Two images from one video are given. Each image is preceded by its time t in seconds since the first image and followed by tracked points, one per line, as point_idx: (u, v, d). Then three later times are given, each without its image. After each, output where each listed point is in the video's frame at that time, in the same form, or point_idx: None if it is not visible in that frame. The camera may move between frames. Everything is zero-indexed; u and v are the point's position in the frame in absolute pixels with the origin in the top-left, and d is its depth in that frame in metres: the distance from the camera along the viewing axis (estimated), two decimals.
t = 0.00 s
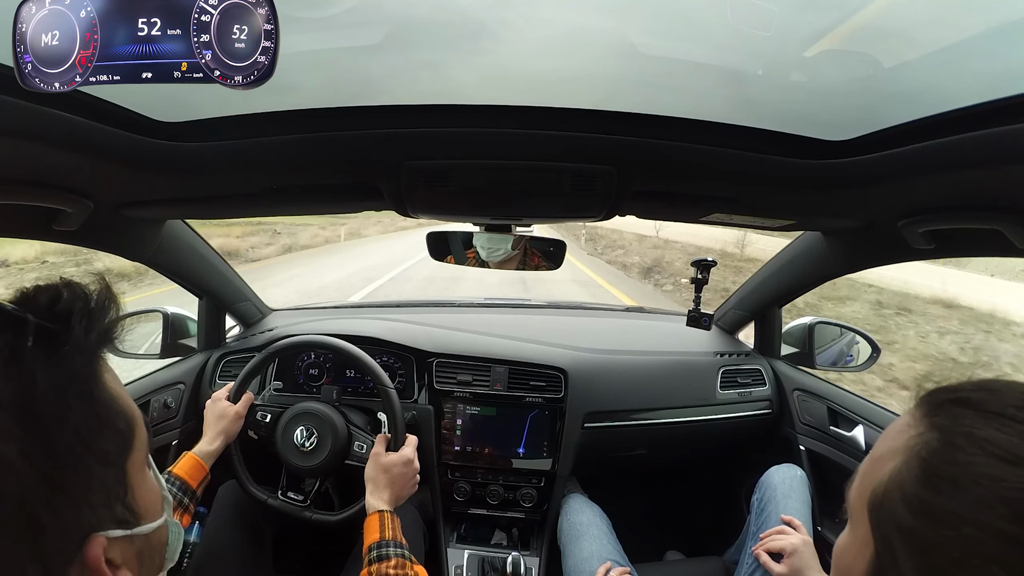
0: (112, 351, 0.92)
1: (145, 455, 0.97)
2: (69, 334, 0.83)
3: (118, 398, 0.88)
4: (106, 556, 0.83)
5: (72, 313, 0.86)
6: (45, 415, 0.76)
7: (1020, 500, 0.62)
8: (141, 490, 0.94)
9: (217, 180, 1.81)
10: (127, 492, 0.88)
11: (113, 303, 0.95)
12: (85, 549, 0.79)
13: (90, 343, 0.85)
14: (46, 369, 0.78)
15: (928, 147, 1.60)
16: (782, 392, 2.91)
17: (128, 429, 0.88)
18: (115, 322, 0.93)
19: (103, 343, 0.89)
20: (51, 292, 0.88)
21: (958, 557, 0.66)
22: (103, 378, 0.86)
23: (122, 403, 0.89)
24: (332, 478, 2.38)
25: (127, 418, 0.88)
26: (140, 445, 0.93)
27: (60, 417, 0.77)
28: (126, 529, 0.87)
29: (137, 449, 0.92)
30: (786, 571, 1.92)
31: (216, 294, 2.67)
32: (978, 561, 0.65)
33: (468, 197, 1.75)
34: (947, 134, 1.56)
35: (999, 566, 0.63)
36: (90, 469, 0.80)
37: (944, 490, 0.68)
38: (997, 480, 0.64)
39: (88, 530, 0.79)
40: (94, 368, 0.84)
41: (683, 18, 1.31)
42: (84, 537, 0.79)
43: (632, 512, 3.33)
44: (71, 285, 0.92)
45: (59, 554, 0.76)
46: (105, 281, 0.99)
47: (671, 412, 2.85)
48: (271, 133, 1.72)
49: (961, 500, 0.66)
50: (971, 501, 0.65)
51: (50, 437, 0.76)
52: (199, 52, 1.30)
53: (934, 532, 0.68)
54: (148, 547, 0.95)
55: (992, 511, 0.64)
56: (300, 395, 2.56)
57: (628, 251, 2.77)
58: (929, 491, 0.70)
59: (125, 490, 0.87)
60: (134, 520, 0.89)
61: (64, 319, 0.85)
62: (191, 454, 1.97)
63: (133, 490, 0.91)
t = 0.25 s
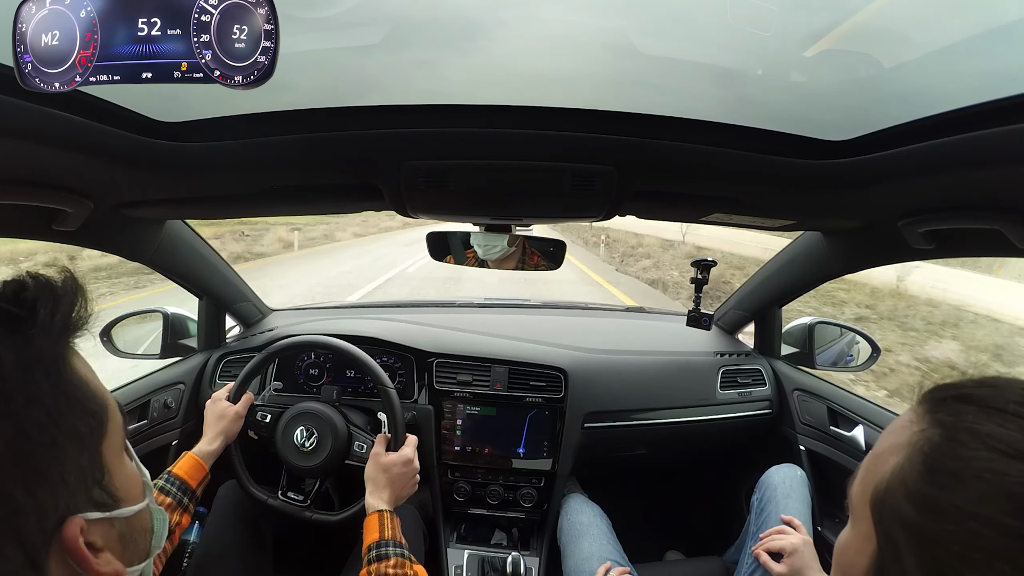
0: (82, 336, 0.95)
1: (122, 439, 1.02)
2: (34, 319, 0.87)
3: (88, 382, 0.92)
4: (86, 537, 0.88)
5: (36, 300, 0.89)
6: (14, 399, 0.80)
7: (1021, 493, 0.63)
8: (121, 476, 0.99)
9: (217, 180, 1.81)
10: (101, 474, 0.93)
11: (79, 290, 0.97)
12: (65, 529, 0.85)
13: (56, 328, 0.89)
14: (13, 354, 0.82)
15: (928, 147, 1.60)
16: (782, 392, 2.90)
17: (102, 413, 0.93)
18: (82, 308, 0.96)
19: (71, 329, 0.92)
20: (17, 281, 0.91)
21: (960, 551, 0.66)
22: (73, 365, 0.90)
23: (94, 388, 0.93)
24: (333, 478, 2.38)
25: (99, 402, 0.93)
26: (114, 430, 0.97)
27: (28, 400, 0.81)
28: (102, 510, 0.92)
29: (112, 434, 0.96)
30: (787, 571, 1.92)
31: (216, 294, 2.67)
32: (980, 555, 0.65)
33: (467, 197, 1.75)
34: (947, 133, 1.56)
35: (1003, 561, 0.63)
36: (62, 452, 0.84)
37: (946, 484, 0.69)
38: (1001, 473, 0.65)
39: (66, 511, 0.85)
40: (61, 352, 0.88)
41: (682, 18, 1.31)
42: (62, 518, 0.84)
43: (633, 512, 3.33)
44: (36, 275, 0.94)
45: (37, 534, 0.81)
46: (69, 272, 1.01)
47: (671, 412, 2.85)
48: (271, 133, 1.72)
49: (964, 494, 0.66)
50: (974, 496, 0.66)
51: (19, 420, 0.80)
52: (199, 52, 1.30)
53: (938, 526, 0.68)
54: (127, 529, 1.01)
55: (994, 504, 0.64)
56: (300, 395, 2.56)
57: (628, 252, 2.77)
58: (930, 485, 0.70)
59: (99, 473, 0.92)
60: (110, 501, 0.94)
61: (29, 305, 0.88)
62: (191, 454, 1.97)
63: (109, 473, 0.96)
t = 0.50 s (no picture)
0: (74, 331, 0.97)
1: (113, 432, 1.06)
2: (26, 314, 0.89)
3: (80, 375, 0.95)
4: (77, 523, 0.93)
5: (27, 296, 0.91)
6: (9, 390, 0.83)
7: (1013, 497, 0.63)
8: (111, 467, 1.04)
9: (217, 180, 1.81)
10: (93, 464, 0.97)
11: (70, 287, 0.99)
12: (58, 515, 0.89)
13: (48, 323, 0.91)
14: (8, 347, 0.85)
15: (929, 147, 1.60)
16: (782, 392, 2.90)
17: (93, 405, 0.97)
18: (75, 304, 0.98)
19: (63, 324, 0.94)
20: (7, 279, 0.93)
21: (951, 553, 0.66)
22: (65, 360, 0.93)
23: (86, 381, 0.97)
24: (332, 479, 2.38)
25: (90, 395, 0.96)
26: (105, 422, 1.01)
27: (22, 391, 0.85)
28: (95, 498, 0.97)
29: (102, 426, 1.00)
30: (786, 571, 1.92)
31: (216, 294, 2.67)
32: (972, 557, 0.65)
33: (467, 197, 1.75)
34: (947, 134, 1.56)
35: (994, 562, 0.64)
36: (55, 442, 0.88)
37: (939, 487, 0.68)
38: (992, 477, 0.64)
39: (59, 499, 0.89)
40: (54, 346, 0.91)
41: (683, 17, 1.31)
42: (56, 504, 0.89)
43: (633, 512, 3.33)
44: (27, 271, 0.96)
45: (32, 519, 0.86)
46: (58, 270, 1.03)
47: (671, 412, 2.85)
48: (271, 133, 1.72)
49: (956, 498, 0.66)
50: (966, 499, 0.66)
51: (15, 410, 0.84)
52: (199, 52, 1.30)
53: (931, 530, 0.68)
54: (117, 518, 1.05)
55: (986, 509, 0.64)
56: (300, 395, 2.56)
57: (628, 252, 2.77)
58: (921, 488, 0.70)
59: (91, 463, 0.96)
60: (102, 490, 0.99)
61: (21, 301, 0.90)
62: (191, 455, 1.97)
63: (100, 463, 1.00)
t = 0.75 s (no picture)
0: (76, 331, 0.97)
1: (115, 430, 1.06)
2: (29, 314, 0.89)
3: (82, 376, 0.95)
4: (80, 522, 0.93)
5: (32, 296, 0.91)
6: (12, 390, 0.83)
7: None
8: (112, 466, 1.04)
9: (217, 181, 1.81)
10: (95, 463, 0.97)
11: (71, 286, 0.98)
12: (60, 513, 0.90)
13: (54, 323, 0.91)
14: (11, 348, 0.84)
15: (928, 147, 1.60)
16: (782, 392, 2.90)
17: (95, 404, 0.97)
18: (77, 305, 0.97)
19: (69, 325, 0.94)
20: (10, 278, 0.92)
21: (961, 558, 0.66)
22: (68, 361, 0.93)
23: (88, 381, 0.97)
24: (332, 479, 2.38)
25: (93, 395, 0.96)
26: (106, 422, 1.01)
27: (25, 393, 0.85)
28: (96, 499, 0.98)
29: (104, 426, 1.00)
30: (787, 571, 1.92)
31: (216, 293, 2.67)
32: (981, 562, 0.65)
33: (467, 197, 1.75)
34: (947, 134, 1.56)
35: (1003, 567, 0.64)
36: (58, 442, 0.88)
37: (949, 491, 0.68)
38: (1003, 481, 0.64)
39: (62, 498, 0.90)
40: (56, 348, 0.90)
41: (683, 17, 1.31)
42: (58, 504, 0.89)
43: (632, 512, 3.33)
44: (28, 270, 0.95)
45: (34, 517, 0.86)
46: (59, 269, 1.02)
47: (671, 412, 2.85)
48: (271, 133, 1.72)
49: (966, 502, 0.66)
50: (976, 504, 0.65)
51: (19, 411, 0.84)
52: (199, 52, 1.30)
53: (939, 534, 0.68)
54: (118, 519, 1.05)
55: (996, 514, 0.64)
56: (300, 395, 2.56)
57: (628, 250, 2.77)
58: (931, 492, 0.70)
59: (93, 463, 0.97)
60: (103, 490, 0.99)
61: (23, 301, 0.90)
62: (191, 455, 1.97)
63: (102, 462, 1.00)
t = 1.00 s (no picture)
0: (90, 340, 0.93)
1: (127, 441, 1.01)
2: (44, 323, 0.84)
3: (94, 385, 0.89)
4: (89, 539, 0.87)
5: (45, 301, 0.86)
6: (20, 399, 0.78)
7: None
8: (123, 479, 0.98)
9: (217, 181, 1.81)
10: (106, 477, 0.91)
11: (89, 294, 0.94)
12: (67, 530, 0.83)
13: (65, 330, 0.86)
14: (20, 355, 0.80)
15: (928, 147, 1.60)
16: (782, 392, 2.90)
17: (107, 415, 0.91)
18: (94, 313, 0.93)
19: (81, 332, 0.89)
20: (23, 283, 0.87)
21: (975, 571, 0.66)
22: (80, 368, 0.88)
23: (100, 391, 0.91)
24: (332, 479, 2.38)
25: (104, 406, 0.91)
26: (118, 433, 0.95)
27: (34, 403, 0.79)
28: (106, 513, 0.91)
29: (116, 437, 0.95)
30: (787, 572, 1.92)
31: (216, 293, 2.67)
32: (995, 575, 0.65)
33: (467, 197, 1.75)
34: (947, 134, 1.56)
35: None
36: (67, 455, 0.83)
37: (963, 502, 0.67)
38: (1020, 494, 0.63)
39: (68, 514, 0.83)
40: (69, 356, 0.86)
41: (683, 17, 1.31)
42: (65, 520, 0.83)
43: (632, 512, 3.33)
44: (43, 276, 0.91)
45: (38, 534, 0.80)
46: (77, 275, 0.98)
47: (671, 412, 2.85)
48: (271, 133, 1.72)
49: (981, 515, 0.65)
50: (992, 517, 0.65)
51: (26, 421, 0.78)
52: (199, 52, 1.30)
53: (952, 547, 0.67)
54: (127, 532, 0.99)
55: (1011, 527, 0.63)
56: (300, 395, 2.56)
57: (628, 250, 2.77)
58: (944, 502, 0.69)
59: (103, 476, 0.90)
60: (113, 504, 0.93)
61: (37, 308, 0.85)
62: (191, 456, 1.97)
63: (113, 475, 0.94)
